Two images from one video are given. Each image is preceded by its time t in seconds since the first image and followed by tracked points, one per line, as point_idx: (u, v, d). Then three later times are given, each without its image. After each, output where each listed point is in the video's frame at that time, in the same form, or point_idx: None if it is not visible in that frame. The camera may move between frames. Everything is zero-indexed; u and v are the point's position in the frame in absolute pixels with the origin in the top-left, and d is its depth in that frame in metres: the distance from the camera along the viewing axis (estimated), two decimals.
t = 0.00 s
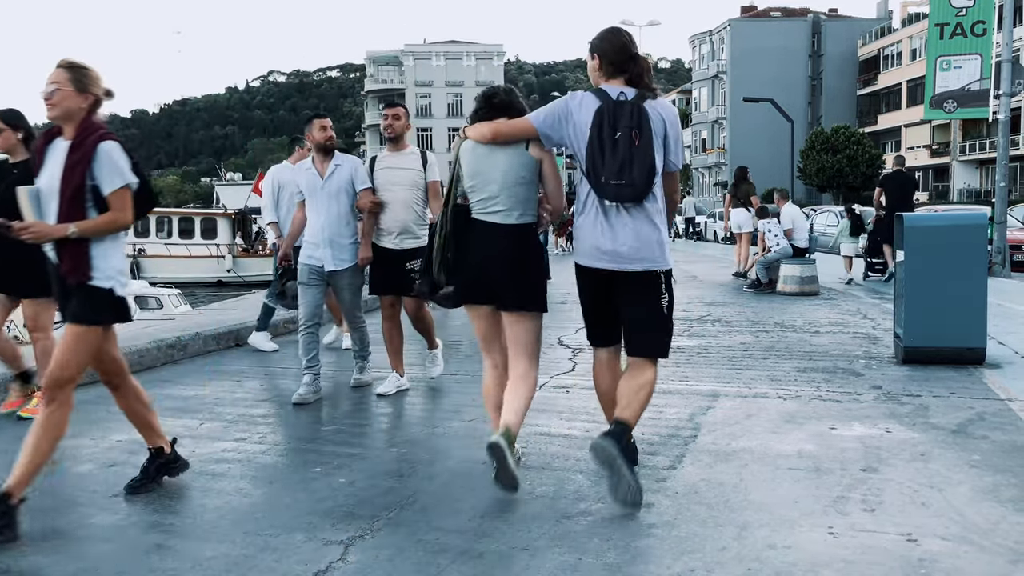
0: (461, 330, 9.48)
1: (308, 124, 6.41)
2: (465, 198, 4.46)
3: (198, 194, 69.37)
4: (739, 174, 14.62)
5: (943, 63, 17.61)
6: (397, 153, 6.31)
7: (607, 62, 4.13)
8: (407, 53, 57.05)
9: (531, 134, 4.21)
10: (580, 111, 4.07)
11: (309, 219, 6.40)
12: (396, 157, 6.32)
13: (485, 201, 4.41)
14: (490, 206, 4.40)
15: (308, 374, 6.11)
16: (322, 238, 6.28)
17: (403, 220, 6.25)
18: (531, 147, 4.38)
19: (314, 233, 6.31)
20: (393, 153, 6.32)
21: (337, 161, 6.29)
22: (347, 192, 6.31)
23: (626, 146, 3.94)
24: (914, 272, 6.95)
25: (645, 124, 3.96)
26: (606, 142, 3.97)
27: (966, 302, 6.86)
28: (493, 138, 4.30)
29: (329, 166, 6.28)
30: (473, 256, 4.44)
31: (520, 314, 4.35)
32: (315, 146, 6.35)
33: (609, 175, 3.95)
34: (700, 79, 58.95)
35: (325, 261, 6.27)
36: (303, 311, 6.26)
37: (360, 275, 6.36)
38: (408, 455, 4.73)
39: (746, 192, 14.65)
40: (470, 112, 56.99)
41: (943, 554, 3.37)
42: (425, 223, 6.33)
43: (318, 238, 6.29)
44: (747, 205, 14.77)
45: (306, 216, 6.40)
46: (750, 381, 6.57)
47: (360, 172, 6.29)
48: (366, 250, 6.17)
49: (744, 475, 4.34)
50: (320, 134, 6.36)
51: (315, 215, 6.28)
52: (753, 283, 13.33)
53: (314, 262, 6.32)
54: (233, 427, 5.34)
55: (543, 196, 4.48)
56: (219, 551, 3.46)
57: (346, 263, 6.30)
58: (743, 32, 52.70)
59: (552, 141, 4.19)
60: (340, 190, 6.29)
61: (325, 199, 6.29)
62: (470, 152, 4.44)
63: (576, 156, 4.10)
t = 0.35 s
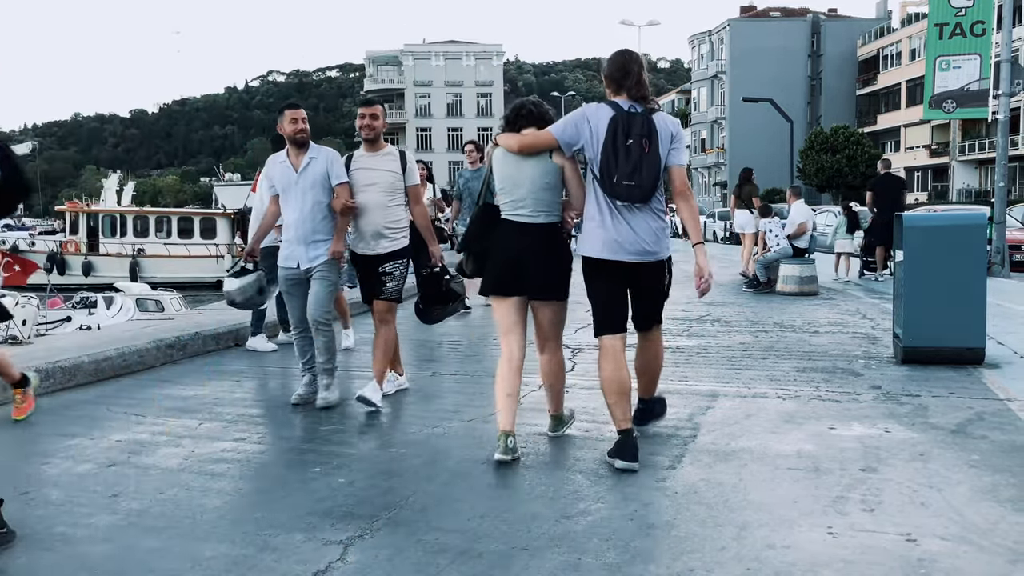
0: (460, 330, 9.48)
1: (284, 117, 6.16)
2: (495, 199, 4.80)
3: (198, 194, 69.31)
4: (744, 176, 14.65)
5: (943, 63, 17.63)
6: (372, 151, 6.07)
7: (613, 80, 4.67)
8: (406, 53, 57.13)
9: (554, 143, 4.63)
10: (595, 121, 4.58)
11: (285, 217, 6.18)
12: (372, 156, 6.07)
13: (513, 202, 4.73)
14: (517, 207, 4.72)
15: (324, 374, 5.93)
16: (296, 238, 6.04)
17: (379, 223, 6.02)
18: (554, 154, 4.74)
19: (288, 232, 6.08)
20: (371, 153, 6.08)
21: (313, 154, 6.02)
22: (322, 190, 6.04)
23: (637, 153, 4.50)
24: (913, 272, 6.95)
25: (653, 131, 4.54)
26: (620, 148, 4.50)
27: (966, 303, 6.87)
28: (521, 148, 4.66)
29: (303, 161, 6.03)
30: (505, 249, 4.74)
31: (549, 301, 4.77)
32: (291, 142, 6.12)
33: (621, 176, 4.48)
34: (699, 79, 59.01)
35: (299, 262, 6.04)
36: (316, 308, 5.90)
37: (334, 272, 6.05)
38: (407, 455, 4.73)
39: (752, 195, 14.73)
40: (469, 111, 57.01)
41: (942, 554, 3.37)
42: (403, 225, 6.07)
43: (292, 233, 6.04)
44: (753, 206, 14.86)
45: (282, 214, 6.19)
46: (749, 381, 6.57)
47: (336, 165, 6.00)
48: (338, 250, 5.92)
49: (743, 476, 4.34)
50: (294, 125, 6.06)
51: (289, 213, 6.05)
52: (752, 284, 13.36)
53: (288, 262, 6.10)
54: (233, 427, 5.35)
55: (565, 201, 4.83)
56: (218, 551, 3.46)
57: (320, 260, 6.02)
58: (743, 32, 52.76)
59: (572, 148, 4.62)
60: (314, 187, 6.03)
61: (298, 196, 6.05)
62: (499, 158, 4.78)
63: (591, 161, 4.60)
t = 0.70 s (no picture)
0: (458, 330, 9.48)
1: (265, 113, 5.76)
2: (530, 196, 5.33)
3: (197, 193, 69.23)
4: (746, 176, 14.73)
5: (942, 63, 17.64)
6: (356, 147, 5.71)
7: (631, 90, 5.25)
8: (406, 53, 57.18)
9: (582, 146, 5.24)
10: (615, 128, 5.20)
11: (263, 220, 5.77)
12: (356, 153, 5.71)
13: (548, 198, 5.27)
14: (553, 203, 5.27)
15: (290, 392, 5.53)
16: (273, 242, 5.63)
17: (363, 223, 5.66)
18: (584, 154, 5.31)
19: (265, 236, 5.67)
20: (354, 149, 5.71)
21: (296, 154, 5.62)
22: (303, 190, 5.64)
23: (649, 156, 5.11)
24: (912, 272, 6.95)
25: (664, 139, 5.14)
26: (634, 151, 5.11)
27: (965, 302, 6.87)
28: (555, 150, 5.23)
29: (285, 160, 5.63)
30: (542, 247, 5.29)
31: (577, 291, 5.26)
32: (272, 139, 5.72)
33: (634, 177, 5.09)
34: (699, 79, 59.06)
35: (277, 268, 5.63)
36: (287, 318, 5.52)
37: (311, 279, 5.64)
38: (406, 454, 4.73)
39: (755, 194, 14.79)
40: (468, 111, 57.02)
41: (942, 554, 3.37)
42: (388, 225, 5.72)
43: (269, 238, 5.64)
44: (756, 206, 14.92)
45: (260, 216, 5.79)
46: (749, 381, 6.57)
47: (320, 165, 5.63)
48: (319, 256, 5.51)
49: (742, 476, 4.34)
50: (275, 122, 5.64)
51: (267, 215, 5.65)
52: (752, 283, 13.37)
53: (265, 267, 5.68)
54: (233, 427, 5.35)
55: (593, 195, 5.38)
56: (218, 551, 3.46)
57: (296, 267, 5.60)
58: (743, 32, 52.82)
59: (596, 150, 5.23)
60: (295, 187, 5.62)
61: (278, 196, 5.64)
62: (533, 157, 5.33)
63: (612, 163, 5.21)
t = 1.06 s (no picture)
0: (458, 330, 9.48)
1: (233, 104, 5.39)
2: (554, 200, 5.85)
3: (198, 193, 69.29)
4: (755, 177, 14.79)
5: (942, 63, 17.66)
6: (333, 142, 5.42)
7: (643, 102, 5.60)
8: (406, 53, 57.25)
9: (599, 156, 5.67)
10: (629, 140, 5.63)
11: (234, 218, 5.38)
12: (333, 148, 5.43)
13: (569, 202, 5.78)
14: (573, 206, 5.78)
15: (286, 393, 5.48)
16: (248, 243, 5.25)
17: (348, 223, 5.37)
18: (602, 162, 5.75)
19: (239, 235, 5.28)
20: (332, 144, 5.42)
21: (270, 146, 5.26)
22: (278, 187, 5.28)
23: (660, 164, 5.49)
24: (912, 272, 6.95)
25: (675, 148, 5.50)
26: (647, 161, 5.52)
27: (964, 302, 6.87)
28: (573, 160, 5.70)
29: (258, 154, 5.27)
30: (560, 247, 5.83)
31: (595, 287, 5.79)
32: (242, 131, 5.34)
33: (647, 184, 5.47)
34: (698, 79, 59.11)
35: (252, 269, 5.24)
36: (277, 326, 5.28)
37: (295, 281, 5.33)
38: (407, 454, 4.73)
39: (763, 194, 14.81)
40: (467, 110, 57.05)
41: (941, 554, 3.37)
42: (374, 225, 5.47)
43: (245, 235, 5.25)
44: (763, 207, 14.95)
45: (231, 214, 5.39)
46: (748, 381, 6.57)
47: (297, 160, 5.29)
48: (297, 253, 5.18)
49: (742, 476, 4.34)
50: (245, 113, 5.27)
51: (240, 213, 5.27)
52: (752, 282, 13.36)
53: (239, 268, 5.28)
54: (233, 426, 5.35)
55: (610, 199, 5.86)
56: (218, 551, 3.46)
57: (273, 269, 5.24)
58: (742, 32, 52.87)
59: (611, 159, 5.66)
60: (270, 184, 5.26)
61: (252, 193, 5.26)
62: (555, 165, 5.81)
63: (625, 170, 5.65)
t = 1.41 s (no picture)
0: (459, 330, 9.49)
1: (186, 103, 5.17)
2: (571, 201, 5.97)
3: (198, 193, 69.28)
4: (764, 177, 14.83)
5: (942, 63, 17.65)
6: (294, 134, 5.14)
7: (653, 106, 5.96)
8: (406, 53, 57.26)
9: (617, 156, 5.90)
10: (644, 140, 5.94)
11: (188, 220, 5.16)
12: (294, 140, 5.14)
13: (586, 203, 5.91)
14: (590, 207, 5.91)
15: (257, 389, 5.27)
16: (199, 243, 5.00)
17: (312, 217, 5.07)
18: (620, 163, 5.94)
19: (191, 237, 5.05)
20: (293, 135, 5.14)
21: (224, 143, 5.07)
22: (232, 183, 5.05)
23: (674, 161, 5.84)
24: (912, 272, 6.94)
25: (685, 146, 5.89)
26: (662, 159, 5.83)
27: (965, 301, 6.86)
28: (596, 164, 5.87)
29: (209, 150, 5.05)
30: (577, 244, 5.94)
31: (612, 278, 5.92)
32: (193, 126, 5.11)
33: (662, 179, 5.80)
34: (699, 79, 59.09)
35: (202, 271, 5.00)
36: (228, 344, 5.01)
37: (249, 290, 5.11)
38: (407, 454, 4.73)
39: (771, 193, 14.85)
40: (468, 110, 57.05)
41: (941, 554, 3.37)
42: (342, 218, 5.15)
43: (195, 237, 5.01)
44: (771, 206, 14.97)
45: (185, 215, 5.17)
46: (748, 381, 6.57)
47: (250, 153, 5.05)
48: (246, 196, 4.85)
49: (742, 475, 4.34)
50: (195, 109, 5.08)
51: (191, 212, 5.06)
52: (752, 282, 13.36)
53: (190, 271, 5.03)
54: (234, 426, 5.35)
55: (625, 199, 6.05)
56: (218, 551, 3.46)
57: (225, 272, 5.01)
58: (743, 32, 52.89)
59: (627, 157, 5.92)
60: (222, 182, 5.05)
61: (203, 191, 5.04)
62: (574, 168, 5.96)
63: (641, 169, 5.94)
